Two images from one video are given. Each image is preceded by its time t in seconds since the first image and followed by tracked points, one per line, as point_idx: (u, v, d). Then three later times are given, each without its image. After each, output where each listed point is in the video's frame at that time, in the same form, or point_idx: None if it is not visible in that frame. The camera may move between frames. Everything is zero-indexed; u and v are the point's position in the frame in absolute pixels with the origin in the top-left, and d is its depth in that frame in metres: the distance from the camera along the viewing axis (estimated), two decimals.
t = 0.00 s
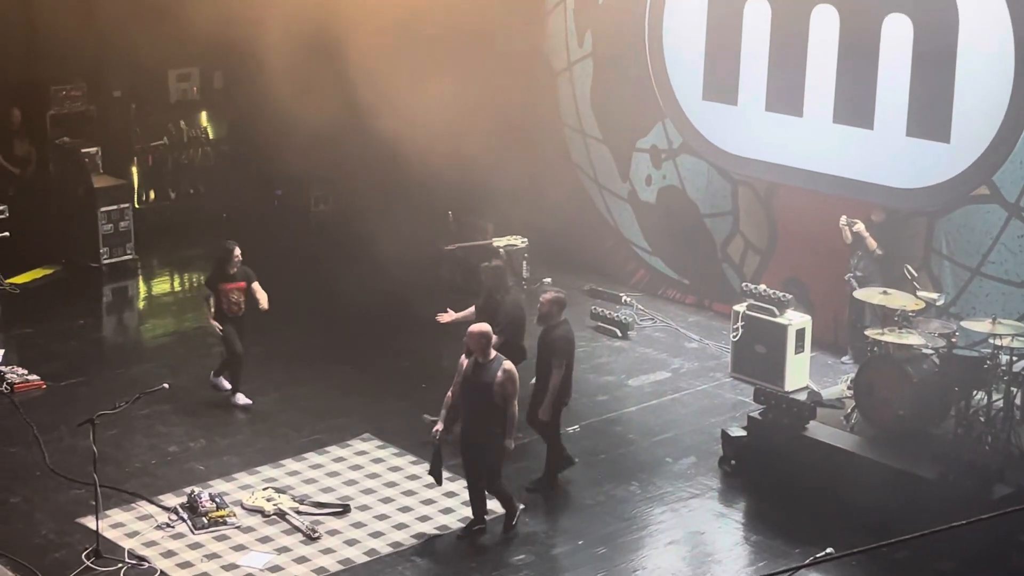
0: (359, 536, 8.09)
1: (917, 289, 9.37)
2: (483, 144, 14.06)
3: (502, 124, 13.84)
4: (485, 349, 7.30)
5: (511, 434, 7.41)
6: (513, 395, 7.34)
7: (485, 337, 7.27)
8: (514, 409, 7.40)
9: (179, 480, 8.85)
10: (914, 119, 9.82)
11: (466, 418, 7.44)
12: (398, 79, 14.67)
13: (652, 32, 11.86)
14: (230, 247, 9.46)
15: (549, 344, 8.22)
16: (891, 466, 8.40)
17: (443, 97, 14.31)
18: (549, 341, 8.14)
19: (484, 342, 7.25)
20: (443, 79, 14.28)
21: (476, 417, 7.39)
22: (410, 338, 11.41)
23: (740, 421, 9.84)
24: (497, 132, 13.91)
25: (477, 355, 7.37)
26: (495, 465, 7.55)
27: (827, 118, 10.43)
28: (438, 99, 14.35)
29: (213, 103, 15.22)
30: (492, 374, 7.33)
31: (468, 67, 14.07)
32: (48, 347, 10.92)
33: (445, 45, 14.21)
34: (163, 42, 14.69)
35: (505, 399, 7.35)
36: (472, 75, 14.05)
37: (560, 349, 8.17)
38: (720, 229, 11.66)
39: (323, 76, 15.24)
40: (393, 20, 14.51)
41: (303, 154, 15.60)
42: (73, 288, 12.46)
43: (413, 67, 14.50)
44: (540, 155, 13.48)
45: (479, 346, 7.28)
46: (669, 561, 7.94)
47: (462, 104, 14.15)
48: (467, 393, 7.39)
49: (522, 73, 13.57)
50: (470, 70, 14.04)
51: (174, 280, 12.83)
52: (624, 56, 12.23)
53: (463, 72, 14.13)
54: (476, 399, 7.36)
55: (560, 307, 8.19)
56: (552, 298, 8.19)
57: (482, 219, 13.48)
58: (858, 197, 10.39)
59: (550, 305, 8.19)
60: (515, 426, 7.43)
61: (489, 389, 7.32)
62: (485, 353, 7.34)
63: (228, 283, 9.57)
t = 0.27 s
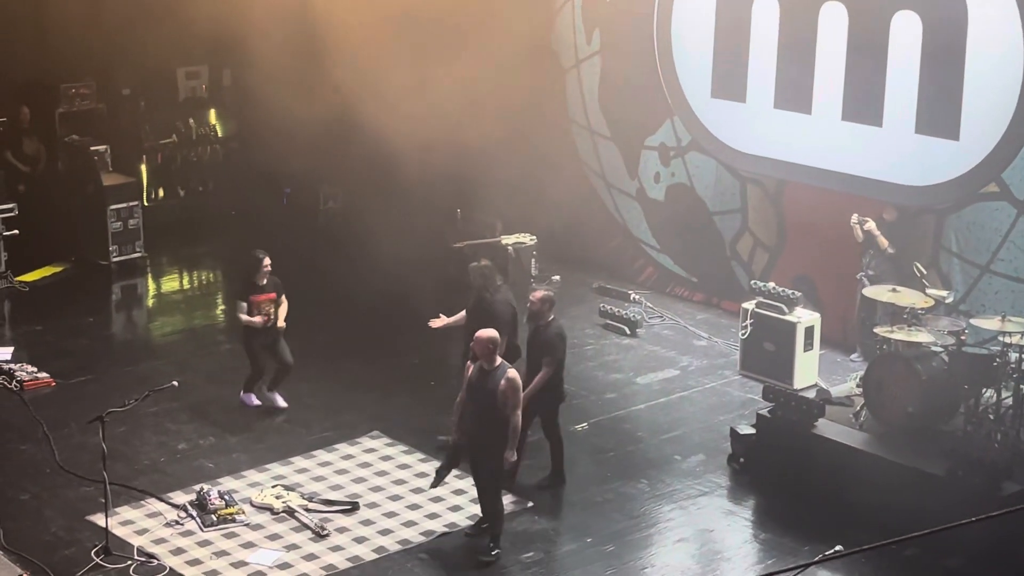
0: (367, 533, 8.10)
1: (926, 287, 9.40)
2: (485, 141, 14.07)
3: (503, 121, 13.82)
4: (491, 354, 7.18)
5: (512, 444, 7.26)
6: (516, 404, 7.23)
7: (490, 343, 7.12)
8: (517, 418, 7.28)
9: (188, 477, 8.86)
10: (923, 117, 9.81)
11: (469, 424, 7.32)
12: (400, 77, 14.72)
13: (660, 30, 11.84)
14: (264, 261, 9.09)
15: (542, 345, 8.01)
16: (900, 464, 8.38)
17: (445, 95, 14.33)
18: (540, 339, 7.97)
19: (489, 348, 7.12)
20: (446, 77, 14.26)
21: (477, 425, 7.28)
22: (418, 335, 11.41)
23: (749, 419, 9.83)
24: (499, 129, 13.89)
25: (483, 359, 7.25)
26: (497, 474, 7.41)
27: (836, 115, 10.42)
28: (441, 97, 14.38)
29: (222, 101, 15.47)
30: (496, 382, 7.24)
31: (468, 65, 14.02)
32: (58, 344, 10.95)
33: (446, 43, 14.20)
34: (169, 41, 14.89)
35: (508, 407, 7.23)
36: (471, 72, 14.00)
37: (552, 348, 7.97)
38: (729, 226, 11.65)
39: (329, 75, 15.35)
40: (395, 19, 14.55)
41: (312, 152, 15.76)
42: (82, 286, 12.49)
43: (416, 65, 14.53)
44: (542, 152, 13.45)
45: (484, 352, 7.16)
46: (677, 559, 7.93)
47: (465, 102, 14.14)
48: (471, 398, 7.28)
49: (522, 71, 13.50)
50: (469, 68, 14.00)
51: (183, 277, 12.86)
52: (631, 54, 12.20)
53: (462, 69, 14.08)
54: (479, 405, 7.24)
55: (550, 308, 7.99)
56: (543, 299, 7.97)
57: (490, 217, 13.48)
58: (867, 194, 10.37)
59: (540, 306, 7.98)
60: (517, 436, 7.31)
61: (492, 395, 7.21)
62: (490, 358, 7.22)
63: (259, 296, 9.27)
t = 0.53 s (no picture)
0: (374, 532, 8.11)
1: (933, 285, 9.37)
2: (488, 141, 14.11)
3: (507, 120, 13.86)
4: (500, 357, 7.23)
5: (512, 451, 7.24)
6: (518, 411, 7.20)
7: (500, 345, 7.20)
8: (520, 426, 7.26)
9: (194, 476, 8.87)
10: (928, 116, 9.80)
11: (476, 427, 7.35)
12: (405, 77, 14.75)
13: (666, 29, 11.83)
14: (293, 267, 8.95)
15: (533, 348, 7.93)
16: (907, 463, 8.38)
17: (449, 94, 14.38)
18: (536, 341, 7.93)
19: (498, 350, 7.18)
20: (450, 76, 14.29)
21: (483, 428, 7.31)
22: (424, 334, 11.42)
23: (755, 418, 9.83)
24: (503, 129, 13.92)
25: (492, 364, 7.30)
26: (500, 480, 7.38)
27: (843, 114, 10.40)
28: (446, 96, 14.43)
29: (229, 100, 15.46)
30: (501, 385, 7.24)
31: (471, 65, 14.04)
32: (65, 343, 10.96)
33: (450, 43, 14.22)
34: (173, 41, 15.01)
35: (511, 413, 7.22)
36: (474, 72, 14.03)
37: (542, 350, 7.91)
38: (735, 225, 11.65)
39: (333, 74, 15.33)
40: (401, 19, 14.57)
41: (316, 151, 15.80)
42: (89, 285, 12.50)
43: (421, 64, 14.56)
44: (546, 152, 13.47)
45: (494, 354, 7.22)
46: (684, 558, 7.93)
47: (468, 102, 14.18)
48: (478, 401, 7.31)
49: (525, 71, 13.54)
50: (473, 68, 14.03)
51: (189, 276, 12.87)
52: (637, 53, 12.19)
53: (465, 69, 14.10)
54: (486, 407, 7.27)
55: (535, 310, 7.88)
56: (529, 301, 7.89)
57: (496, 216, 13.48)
58: (873, 193, 10.37)
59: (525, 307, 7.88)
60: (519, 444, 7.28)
61: (497, 399, 7.23)
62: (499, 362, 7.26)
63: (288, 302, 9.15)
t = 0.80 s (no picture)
0: (379, 532, 8.11)
1: (939, 285, 9.33)
2: (491, 141, 14.11)
3: (508, 121, 13.84)
4: (504, 364, 7.20)
5: (508, 458, 7.24)
6: (518, 419, 7.20)
7: (503, 353, 7.16)
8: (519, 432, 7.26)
9: (200, 476, 8.88)
10: (934, 116, 9.79)
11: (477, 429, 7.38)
12: (411, 77, 14.80)
13: (672, 29, 11.81)
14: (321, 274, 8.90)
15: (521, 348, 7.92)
16: (913, 463, 8.36)
17: (452, 95, 14.40)
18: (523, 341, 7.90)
19: (501, 357, 7.15)
20: (453, 76, 14.30)
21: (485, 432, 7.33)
22: (430, 334, 11.41)
23: (761, 418, 9.82)
24: (505, 130, 13.90)
25: (498, 369, 7.28)
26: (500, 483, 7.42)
27: (849, 114, 10.39)
28: (449, 97, 14.44)
29: (234, 100, 15.48)
30: (504, 392, 7.24)
31: (473, 65, 14.05)
32: (71, 343, 10.97)
33: (452, 43, 14.23)
34: (178, 42, 14.99)
35: (510, 419, 7.23)
36: (476, 73, 14.03)
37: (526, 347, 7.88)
38: (740, 225, 11.64)
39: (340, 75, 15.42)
40: (409, 19, 14.68)
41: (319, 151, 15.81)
42: (94, 285, 12.51)
43: (426, 65, 14.60)
44: (548, 152, 13.46)
45: (499, 361, 7.20)
46: (690, 558, 7.93)
47: (470, 102, 14.18)
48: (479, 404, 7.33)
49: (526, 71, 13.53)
50: (474, 68, 14.04)
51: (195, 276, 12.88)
52: (643, 53, 12.18)
53: (468, 69, 14.11)
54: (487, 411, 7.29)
55: (517, 309, 7.84)
56: (508, 299, 7.85)
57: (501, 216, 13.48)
58: (879, 193, 10.36)
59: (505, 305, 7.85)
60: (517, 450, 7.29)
61: (497, 404, 7.25)
62: (502, 368, 7.25)
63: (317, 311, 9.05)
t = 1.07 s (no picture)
0: (383, 532, 8.12)
1: (943, 285, 9.32)
2: (493, 141, 14.11)
3: (510, 121, 13.83)
4: (505, 364, 7.21)
5: (510, 457, 7.24)
6: (520, 419, 7.21)
7: (505, 352, 7.17)
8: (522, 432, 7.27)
9: (205, 475, 8.89)
10: (938, 115, 9.79)
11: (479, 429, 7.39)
12: (415, 77, 14.82)
13: (675, 29, 11.81)
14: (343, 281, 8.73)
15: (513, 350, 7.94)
16: (917, 462, 8.37)
17: (453, 95, 14.41)
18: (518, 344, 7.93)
19: (502, 356, 7.16)
20: (456, 76, 14.30)
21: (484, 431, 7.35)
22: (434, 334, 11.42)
23: (765, 418, 9.82)
24: (506, 130, 13.89)
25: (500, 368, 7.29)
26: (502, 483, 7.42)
27: (853, 114, 10.39)
28: (451, 96, 14.45)
29: (237, 101, 15.50)
30: (506, 392, 7.25)
31: (475, 66, 14.05)
32: (75, 343, 10.99)
33: (454, 43, 14.24)
34: (180, 42, 15.01)
35: (512, 418, 7.23)
36: (478, 72, 14.04)
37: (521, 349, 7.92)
38: (744, 225, 11.64)
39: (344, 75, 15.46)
40: (411, 19, 14.70)
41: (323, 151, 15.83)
42: (99, 285, 12.52)
43: (428, 64, 14.62)
44: (551, 152, 13.44)
45: (501, 361, 7.21)
46: (694, 558, 7.93)
47: (472, 102, 14.19)
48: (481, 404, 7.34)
49: (527, 71, 13.52)
50: (475, 68, 14.05)
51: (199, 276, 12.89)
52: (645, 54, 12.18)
53: (469, 69, 14.11)
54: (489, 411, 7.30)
55: (505, 311, 7.81)
56: (496, 301, 7.82)
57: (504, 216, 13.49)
58: (881, 192, 10.37)
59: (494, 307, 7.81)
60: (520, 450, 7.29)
61: (499, 404, 7.26)
62: (504, 367, 7.26)
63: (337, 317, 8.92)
